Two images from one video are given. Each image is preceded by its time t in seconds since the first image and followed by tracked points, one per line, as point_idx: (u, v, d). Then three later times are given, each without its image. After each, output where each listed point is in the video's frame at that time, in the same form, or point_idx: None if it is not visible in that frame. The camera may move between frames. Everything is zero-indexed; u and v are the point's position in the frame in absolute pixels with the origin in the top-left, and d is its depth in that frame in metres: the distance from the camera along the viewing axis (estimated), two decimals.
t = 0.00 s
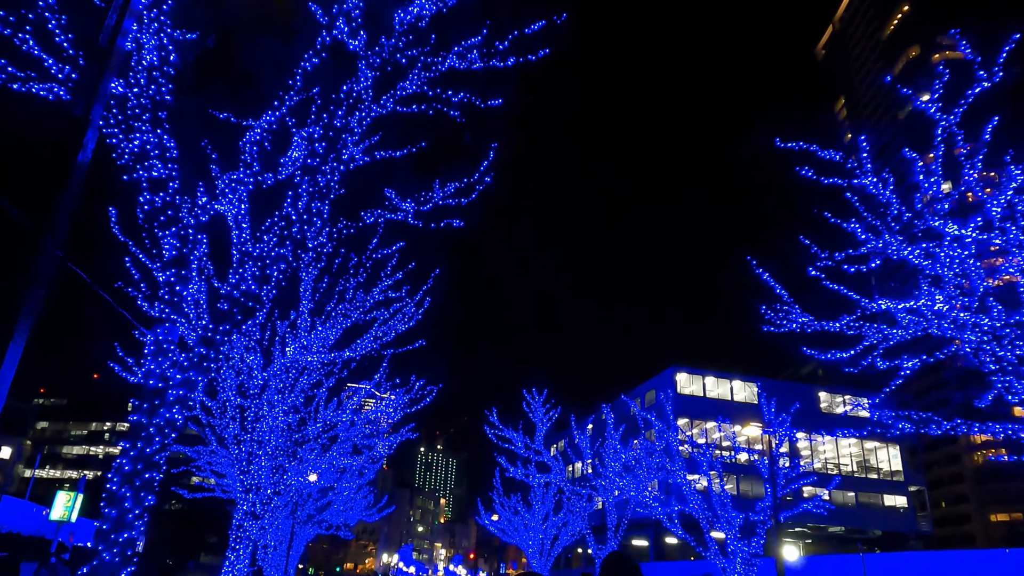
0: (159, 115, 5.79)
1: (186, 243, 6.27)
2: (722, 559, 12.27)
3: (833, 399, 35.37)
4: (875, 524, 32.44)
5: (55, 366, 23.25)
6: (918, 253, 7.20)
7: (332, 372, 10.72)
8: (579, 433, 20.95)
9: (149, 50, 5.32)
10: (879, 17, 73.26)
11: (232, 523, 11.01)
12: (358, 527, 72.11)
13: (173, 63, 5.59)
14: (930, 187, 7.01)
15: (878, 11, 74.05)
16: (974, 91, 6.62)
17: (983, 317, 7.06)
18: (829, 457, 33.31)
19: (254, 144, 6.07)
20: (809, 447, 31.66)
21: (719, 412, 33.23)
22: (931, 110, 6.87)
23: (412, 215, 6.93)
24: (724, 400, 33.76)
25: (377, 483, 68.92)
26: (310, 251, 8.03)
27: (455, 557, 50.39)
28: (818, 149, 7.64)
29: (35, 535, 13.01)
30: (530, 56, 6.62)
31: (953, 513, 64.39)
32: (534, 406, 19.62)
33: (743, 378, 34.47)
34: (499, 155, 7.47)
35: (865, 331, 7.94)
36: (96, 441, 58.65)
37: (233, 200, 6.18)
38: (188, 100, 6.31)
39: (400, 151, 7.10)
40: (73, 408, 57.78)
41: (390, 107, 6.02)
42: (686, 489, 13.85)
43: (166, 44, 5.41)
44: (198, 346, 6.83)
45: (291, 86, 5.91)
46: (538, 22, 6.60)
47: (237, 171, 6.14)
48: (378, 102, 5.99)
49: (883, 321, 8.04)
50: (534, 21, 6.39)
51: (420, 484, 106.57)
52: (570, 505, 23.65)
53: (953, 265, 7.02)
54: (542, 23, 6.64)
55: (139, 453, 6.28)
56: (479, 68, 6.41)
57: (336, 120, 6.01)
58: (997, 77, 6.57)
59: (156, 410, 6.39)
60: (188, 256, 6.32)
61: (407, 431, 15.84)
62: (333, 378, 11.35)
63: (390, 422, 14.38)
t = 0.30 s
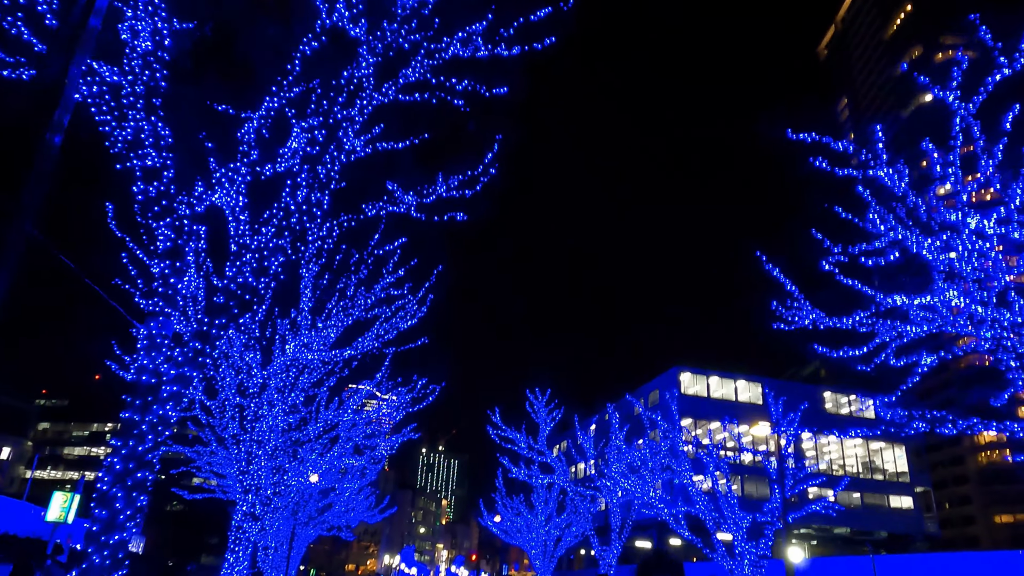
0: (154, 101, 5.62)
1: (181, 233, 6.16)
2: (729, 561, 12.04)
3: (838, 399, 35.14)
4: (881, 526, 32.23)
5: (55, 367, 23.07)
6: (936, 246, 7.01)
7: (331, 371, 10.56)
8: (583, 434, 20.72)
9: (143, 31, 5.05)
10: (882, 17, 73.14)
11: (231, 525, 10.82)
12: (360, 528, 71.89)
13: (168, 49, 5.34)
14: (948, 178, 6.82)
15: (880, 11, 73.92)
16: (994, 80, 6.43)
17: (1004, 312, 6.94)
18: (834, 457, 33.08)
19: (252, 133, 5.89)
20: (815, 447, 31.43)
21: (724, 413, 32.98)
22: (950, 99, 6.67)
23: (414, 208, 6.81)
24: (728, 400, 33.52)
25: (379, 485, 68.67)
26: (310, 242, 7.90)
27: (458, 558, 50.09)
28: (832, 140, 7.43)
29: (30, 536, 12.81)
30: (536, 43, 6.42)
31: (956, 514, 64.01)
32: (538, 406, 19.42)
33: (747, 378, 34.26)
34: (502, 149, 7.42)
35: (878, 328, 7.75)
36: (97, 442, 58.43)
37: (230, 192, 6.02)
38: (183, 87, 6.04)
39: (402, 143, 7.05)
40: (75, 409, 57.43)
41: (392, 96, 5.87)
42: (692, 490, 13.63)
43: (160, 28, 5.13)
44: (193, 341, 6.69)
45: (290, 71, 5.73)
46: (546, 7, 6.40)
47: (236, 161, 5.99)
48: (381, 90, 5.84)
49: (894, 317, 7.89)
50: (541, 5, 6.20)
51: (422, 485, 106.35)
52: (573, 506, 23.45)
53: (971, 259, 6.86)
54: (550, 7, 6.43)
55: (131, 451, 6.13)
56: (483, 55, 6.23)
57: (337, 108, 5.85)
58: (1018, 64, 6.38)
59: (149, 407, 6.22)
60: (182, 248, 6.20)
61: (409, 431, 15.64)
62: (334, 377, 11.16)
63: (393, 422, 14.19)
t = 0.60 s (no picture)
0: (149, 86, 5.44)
1: (176, 221, 6.04)
2: (735, 560, 11.87)
3: (841, 397, 35.01)
4: (885, 524, 32.11)
5: (54, 365, 22.96)
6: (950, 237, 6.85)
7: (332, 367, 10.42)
8: (584, 432, 20.55)
9: (136, 15, 4.95)
10: (881, 16, 73.05)
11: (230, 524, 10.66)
12: (360, 528, 71.71)
13: (163, 32, 5.23)
14: (962, 167, 6.66)
15: (880, 10, 73.80)
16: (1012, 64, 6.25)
17: (1021, 304, 6.79)
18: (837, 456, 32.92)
19: (250, 120, 5.74)
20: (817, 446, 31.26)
21: (726, 411, 32.83)
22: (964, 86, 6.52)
23: (415, 198, 6.66)
24: (730, 398, 33.36)
25: (379, 484, 68.50)
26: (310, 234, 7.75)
27: (458, 558, 49.88)
28: (843, 131, 7.30)
29: (25, 537, 12.60)
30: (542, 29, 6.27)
31: (957, 513, 63.86)
32: (539, 404, 19.25)
33: (749, 376, 34.13)
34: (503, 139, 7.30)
35: (889, 321, 7.62)
36: (96, 442, 58.18)
37: (226, 182, 5.90)
38: (177, 74, 5.85)
39: (402, 133, 6.93)
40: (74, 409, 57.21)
41: (394, 81, 5.75)
42: (696, 488, 13.48)
43: (154, 10, 5.06)
44: (189, 332, 6.55)
45: (287, 57, 5.59)
46: None
47: (233, 148, 5.87)
48: (382, 76, 5.72)
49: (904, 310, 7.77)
50: None
51: (422, 485, 106.14)
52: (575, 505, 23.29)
53: (985, 251, 6.71)
54: None
55: (123, 446, 6.00)
56: (486, 42, 6.09)
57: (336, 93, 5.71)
58: None
59: (141, 400, 6.06)
60: (177, 237, 6.08)
61: (410, 429, 15.47)
62: (334, 374, 10.99)
63: (394, 419, 14.01)
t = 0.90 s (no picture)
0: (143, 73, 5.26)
1: (171, 211, 5.91)
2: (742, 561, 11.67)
3: (844, 397, 34.85)
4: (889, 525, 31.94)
5: (52, 367, 22.77)
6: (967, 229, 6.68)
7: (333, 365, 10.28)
8: (587, 432, 20.36)
9: None
10: (881, 16, 72.96)
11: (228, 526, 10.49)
12: (360, 530, 71.50)
13: (156, 16, 4.98)
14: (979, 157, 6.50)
15: (880, 10, 73.75)
16: None
17: None
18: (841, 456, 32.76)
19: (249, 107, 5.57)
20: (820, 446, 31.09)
21: (728, 411, 32.66)
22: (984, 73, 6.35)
23: (417, 189, 6.54)
24: (733, 398, 33.20)
25: (379, 486, 68.30)
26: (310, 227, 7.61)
27: (459, 560, 49.63)
28: (856, 120, 7.16)
29: (22, 539, 12.42)
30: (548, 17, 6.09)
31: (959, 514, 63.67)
32: (541, 404, 19.07)
33: (751, 376, 33.96)
34: (507, 132, 7.20)
35: (902, 316, 7.46)
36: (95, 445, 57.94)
37: (223, 172, 5.73)
38: (173, 58, 5.64)
39: (403, 124, 6.83)
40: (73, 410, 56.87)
41: (396, 69, 5.59)
42: (702, 488, 13.27)
43: None
44: (184, 326, 6.41)
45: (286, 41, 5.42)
46: None
47: (231, 135, 5.72)
48: (385, 63, 5.56)
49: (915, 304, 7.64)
50: None
51: (422, 487, 105.88)
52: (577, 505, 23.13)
53: (1004, 243, 6.54)
54: None
55: (116, 444, 5.87)
56: (491, 30, 5.93)
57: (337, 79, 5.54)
58: None
59: (134, 397, 5.94)
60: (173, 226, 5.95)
61: (412, 429, 15.30)
62: (335, 373, 10.80)
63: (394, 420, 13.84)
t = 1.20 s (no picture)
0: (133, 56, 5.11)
1: (160, 198, 5.77)
2: (745, 560, 11.51)
3: (845, 395, 34.72)
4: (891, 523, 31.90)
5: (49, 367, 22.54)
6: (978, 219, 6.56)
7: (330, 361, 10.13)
8: (587, 430, 20.20)
9: None
10: (880, 14, 72.85)
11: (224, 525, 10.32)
12: (358, 529, 71.40)
13: None
14: (991, 147, 6.39)
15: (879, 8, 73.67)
16: None
17: None
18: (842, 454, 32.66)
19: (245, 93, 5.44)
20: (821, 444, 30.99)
21: (729, 409, 32.51)
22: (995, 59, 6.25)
23: (416, 178, 6.39)
24: (734, 396, 33.07)
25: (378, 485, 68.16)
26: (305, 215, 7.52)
27: (458, 559, 49.47)
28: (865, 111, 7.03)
29: (15, 539, 12.26)
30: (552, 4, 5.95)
31: (958, 513, 63.63)
32: (542, 402, 18.90)
33: (752, 374, 33.86)
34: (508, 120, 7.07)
35: (911, 310, 7.32)
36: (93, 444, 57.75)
37: (216, 160, 5.60)
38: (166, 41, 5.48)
39: (402, 112, 6.69)
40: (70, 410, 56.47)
41: (394, 54, 5.47)
42: (704, 487, 13.12)
43: None
44: (173, 317, 6.28)
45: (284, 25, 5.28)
46: None
47: (222, 121, 5.60)
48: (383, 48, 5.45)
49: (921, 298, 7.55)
50: None
51: (421, 486, 105.72)
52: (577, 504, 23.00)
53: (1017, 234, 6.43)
54: None
55: (101, 439, 5.73)
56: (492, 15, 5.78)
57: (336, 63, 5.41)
58: None
59: (121, 390, 5.81)
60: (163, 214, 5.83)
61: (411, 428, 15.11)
62: (332, 370, 10.64)
63: (393, 417, 13.68)
